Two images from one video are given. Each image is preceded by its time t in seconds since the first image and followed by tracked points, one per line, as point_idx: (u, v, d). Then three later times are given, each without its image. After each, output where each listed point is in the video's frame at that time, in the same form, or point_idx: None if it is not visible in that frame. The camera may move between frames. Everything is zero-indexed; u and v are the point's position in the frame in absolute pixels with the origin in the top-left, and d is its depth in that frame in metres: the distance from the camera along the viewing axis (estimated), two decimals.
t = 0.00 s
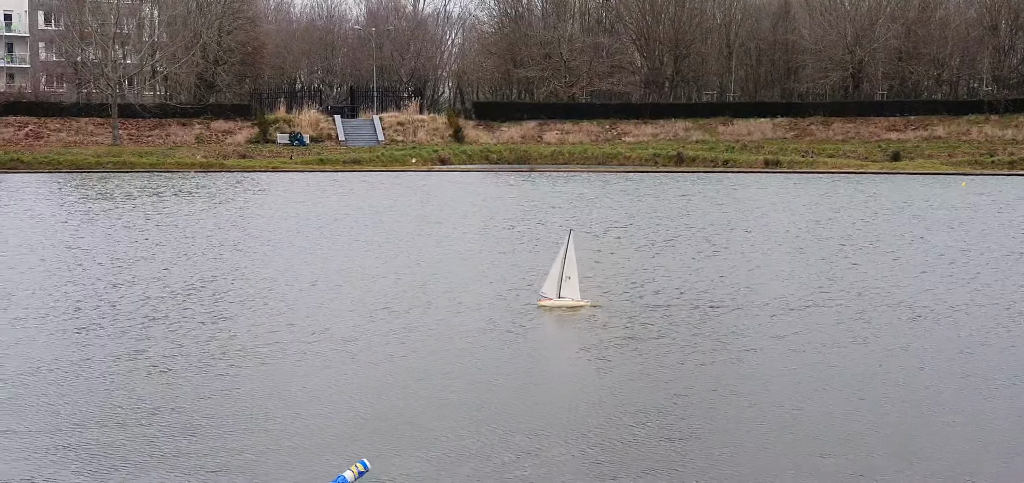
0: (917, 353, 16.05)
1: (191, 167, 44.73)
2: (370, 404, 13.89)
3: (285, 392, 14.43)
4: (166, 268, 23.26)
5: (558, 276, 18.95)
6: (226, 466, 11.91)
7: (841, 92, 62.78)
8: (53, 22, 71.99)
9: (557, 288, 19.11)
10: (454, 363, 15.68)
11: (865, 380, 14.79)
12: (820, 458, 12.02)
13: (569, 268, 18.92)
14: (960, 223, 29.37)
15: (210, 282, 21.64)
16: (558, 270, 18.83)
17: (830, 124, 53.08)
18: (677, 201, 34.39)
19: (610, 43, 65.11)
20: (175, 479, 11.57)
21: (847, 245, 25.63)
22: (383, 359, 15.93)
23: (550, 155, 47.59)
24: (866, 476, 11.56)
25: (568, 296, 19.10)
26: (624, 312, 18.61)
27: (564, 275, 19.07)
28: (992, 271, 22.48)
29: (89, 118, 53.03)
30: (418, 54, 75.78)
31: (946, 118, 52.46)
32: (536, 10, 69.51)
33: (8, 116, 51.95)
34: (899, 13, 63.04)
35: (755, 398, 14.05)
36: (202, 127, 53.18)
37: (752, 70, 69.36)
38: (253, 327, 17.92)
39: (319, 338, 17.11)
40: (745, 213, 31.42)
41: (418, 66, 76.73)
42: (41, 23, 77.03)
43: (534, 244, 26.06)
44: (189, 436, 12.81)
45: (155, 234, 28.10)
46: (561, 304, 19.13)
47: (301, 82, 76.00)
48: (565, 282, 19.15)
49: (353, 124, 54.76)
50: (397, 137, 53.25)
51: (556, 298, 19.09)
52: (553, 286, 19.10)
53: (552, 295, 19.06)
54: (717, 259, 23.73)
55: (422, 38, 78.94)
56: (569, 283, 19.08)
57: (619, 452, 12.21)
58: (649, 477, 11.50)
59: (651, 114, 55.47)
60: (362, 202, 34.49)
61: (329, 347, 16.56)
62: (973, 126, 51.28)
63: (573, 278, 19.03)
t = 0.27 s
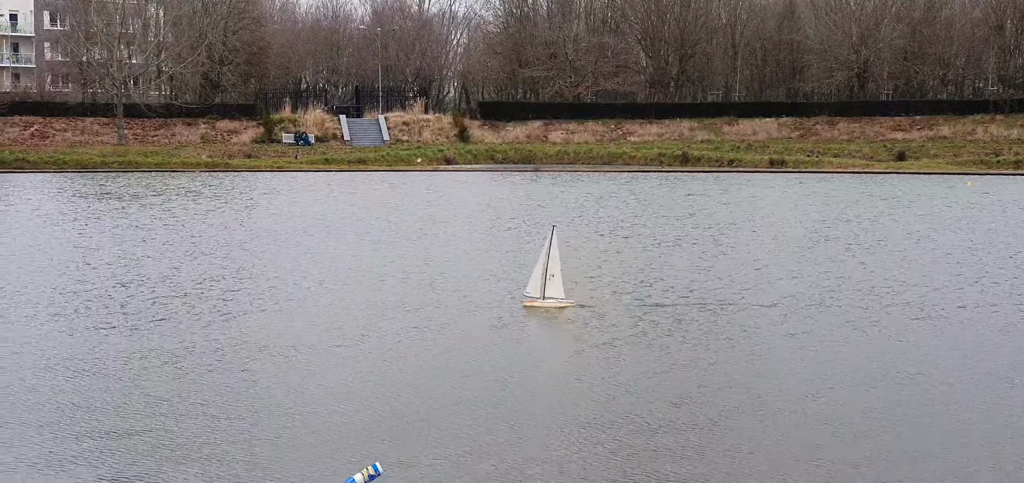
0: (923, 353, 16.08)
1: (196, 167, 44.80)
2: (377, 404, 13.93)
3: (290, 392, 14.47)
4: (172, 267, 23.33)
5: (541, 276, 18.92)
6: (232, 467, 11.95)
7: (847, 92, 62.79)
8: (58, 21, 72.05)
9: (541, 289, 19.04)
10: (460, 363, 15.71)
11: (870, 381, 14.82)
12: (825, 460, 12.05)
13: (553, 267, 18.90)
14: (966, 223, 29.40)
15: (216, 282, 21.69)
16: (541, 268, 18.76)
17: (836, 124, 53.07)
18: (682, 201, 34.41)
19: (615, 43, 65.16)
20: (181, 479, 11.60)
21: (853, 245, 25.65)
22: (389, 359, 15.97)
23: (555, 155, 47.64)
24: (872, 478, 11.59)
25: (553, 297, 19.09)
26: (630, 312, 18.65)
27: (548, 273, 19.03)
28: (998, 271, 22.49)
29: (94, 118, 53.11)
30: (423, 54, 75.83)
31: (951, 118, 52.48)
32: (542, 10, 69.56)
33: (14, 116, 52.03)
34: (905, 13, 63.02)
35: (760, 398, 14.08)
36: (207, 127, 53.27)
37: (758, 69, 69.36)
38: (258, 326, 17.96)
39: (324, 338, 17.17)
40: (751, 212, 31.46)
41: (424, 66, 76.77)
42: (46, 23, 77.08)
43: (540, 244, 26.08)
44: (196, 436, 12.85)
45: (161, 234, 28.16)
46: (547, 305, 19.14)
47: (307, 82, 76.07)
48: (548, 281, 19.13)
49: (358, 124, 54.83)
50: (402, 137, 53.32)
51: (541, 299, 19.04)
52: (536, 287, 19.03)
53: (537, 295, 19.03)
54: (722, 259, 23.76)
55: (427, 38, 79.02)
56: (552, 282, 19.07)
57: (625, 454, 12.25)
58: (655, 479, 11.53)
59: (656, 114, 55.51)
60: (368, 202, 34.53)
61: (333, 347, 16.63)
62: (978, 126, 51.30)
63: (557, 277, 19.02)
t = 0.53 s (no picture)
0: (927, 354, 16.09)
1: (201, 167, 44.88)
2: (382, 404, 13.98)
3: (292, 393, 14.49)
4: (178, 267, 23.41)
5: (527, 275, 19.01)
6: (229, 467, 11.96)
7: (851, 92, 62.87)
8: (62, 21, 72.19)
9: (526, 289, 19.16)
10: (464, 363, 15.74)
11: (873, 382, 14.82)
12: (826, 459, 12.07)
13: (539, 266, 19.01)
14: (969, 222, 29.44)
15: (222, 282, 21.78)
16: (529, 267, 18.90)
17: (840, 124, 53.10)
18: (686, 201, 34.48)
19: (619, 43, 65.28)
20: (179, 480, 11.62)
21: (858, 245, 25.71)
22: (394, 360, 15.99)
23: (559, 155, 47.71)
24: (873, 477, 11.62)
25: (539, 296, 19.19)
26: (635, 312, 18.70)
27: (534, 273, 19.13)
28: (1001, 271, 22.55)
29: (98, 118, 53.20)
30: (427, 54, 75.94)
31: (955, 118, 52.50)
32: (546, 10, 69.65)
33: (18, 116, 52.11)
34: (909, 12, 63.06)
35: (764, 399, 14.09)
36: (211, 127, 53.38)
37: (762, 69, 69.40)
38: (262, 327, 17.98)
39: (330, 338, 17.24)
40: (754, 212, 31.53)
41: (428, 66, 76.87)
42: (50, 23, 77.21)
43: (543, 244, 26.16)
44: (194, 436, 12.87)
45: (167, 234, 28.24)
46: (532, 304, 19.22)
47: (311, 82, 76.21)
48: (534, 282, 19.21)
49: (362, 124, 54.91)
50: (407, 137, 53.40)
51: (527, 298, 19.15)
52: (522, 286, 19.11)
53: (522, 295, 19.10)
54: (725, 259, 23.83)
55: (431, 38, 79.15)
56: (537, 281, 19.17)
57: (627, 453, 12.28)
58: (660, 477, 11.58)
59: (660, 114, 55.56)
60: (372, 202, 34.63)
61: (337, 346, 16.71)
62: (982, 126, 51.34)
63: (543, 276, 19.12)
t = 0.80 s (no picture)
0: (930, 354, 16.11)
1: (204, 167, 44.94)
2: (384, 404, 14.02)
3: (294, 392, 14.53)
4: (182, 267, 23.47)
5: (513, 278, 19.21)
6: (229, 467, 12.00)
7: (854, 92, 62.85)
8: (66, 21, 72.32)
9: (512, 291, 19.37)
10: (468, 363, 15.77)
11: (875, 382, 14.84)
12: (828, 460, 12.09)
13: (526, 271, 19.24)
14: (973, 223, 29.44)
15: (225, 282, 21.82)
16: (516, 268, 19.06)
17: (843, 124, 53.12)
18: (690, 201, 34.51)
19: (622, 44, 65.31)
20: (181, 479, 11.66)
21: (861, 245, 25.76)
22: (397, 359, 16.03)
23: (562, 155, 47.73)
24: (874, 477, 11.64)
25: (524, 297, 19.30)
26: (636, 312, 18.74)
27: (520, 277, 19.36)
28: (1005, 271, 22.59)
29: (102, 118, 53.30)
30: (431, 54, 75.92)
31: (959, 119, 52.49)
32: (549, 10, 69.64)
33: (22, 116, 52.23)
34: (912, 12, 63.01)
35: (766, 399, 14.12)
36: (215, 127, 53.45)
37: (765, 70, 69.28)
38: (265, 327, 18.05)
39: (333, 338, 17.28)
40: (757, 213, 31.54)
41: (431, 66, 76.84)
42: (54, 23, 77.29)
43: (546, 244, 26.22)
44: (196, 436, 12.91)
45: (171, 234, 28.29)
46: (518, 304, 19.32)
47: (314, 82, 76.23)
48: (520, 285, 19.43)
49: (366, 124, 54.96)
50: (410, 137, 53.44)
51: (512, 298, 19.28)
52: (507, 288, 19.33)
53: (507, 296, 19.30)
54: (729, 259, 23.85)
55: (435, 38, 79.16)
56: (524, 284, 19.36)
57: (629, 453, 12.30)
58: (660, 476, 11.62)
59: (664, 115, 55.58)
60: (375, 202, 34.68)
61: (340, 346, 16.75)
62: (986, 126, 51.33)
63: (529, 280, 19.32)
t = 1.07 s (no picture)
0: (932, 353, 16.13)
1: (207, 167, 45.00)
2: (381, 403, 14.06)
3: (295, 392, 14.54)
4: (184, 267, 23.52)
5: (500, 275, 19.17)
6: (231, 466, 12.01)
7: (857, 93, 62.84)
8: (69, 21, 72.38)
9: (500, 288, 19.33)
10: (471, 363, 15.78)
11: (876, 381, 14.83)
12: (829, 460, 12.10)
13: (512, 268, 19.18)
14: (976, 223, 29.45)
15: (227, 282, 21.85)
16: (502, 265, 19.03)
17: (846, 124, 53.12)
18: (692, 201, 34.54)
19: (625, 44, 65.33)
20: (183, 479, 11.68)
21: (864, 245, 25.79)
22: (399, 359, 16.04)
23: (565, 155, 47.76)
24: (875, 477, 11.64)
25: (510, 295, 19.29)
26: (639, 312, 18.75)
27: (507, 274, 19.28)
28: (1006, 270, 22.61)
29: (105, 118, 53.35)
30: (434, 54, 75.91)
31: (962, 119, 52.48)
32: (552, 10, 69.69)
33: (25, 116, 52.29)
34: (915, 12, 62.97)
35: (768, 399, 14.11)
36: (218, 127, 53.51)
37: (769, 70, 69.17)
38: (268, 327, 18.07)
39: (334, 337, 17.30)
40: (759, 213, 31.57)
41: (434, 67, 76.82)
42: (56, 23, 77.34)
43: (549, 244, 26.25)
44: (198, 436, 12.92)
45: (174, 234, 28.33)
46: (504, 303, 19.32)
47: (317, 82, 76.25)
48: (508, 282, 19.36)
49: (369, 124, 55.00)
50: (413, 137, 53.48)
51: (500, 297, 19.28)
52: (495, 285, 19.32)
53: (494, 294, 19.29)
54: (731, 259, 23.85)
55: (438, 39, 79.18)
56: (512, 282, 19.30)
57: (630, 452, 12.31)
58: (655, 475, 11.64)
59: (667, 115, 55.57)
60: (377, 202, 34.73)
61: (342, 346, 16.80)
62: (989, 126, 51.33)
63: (515, 278, 19.26)
